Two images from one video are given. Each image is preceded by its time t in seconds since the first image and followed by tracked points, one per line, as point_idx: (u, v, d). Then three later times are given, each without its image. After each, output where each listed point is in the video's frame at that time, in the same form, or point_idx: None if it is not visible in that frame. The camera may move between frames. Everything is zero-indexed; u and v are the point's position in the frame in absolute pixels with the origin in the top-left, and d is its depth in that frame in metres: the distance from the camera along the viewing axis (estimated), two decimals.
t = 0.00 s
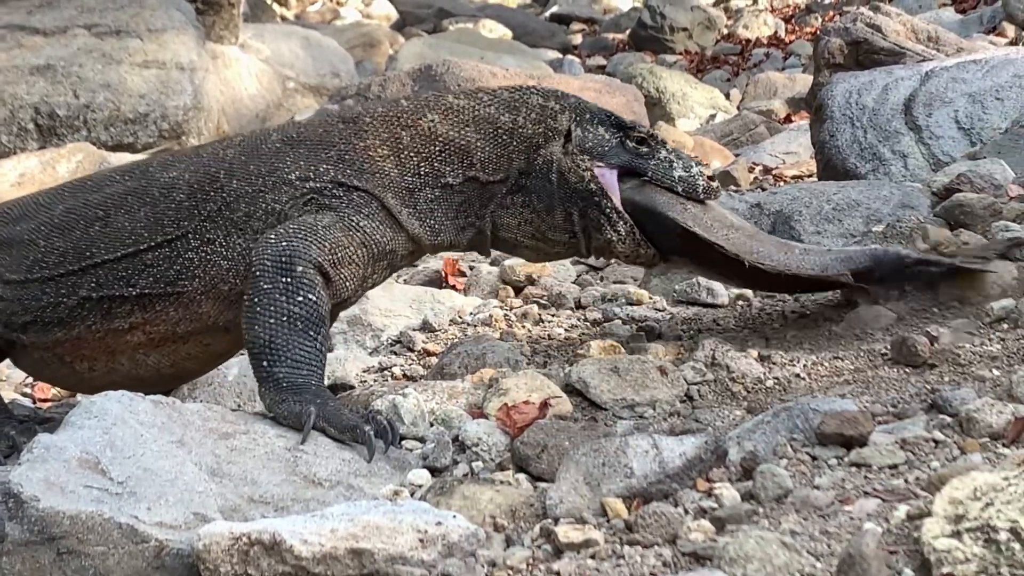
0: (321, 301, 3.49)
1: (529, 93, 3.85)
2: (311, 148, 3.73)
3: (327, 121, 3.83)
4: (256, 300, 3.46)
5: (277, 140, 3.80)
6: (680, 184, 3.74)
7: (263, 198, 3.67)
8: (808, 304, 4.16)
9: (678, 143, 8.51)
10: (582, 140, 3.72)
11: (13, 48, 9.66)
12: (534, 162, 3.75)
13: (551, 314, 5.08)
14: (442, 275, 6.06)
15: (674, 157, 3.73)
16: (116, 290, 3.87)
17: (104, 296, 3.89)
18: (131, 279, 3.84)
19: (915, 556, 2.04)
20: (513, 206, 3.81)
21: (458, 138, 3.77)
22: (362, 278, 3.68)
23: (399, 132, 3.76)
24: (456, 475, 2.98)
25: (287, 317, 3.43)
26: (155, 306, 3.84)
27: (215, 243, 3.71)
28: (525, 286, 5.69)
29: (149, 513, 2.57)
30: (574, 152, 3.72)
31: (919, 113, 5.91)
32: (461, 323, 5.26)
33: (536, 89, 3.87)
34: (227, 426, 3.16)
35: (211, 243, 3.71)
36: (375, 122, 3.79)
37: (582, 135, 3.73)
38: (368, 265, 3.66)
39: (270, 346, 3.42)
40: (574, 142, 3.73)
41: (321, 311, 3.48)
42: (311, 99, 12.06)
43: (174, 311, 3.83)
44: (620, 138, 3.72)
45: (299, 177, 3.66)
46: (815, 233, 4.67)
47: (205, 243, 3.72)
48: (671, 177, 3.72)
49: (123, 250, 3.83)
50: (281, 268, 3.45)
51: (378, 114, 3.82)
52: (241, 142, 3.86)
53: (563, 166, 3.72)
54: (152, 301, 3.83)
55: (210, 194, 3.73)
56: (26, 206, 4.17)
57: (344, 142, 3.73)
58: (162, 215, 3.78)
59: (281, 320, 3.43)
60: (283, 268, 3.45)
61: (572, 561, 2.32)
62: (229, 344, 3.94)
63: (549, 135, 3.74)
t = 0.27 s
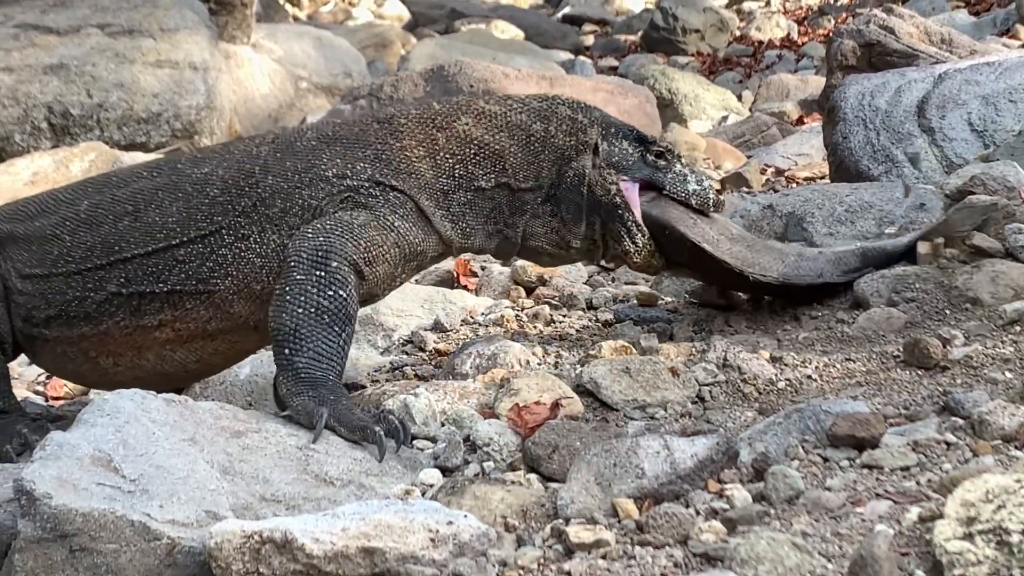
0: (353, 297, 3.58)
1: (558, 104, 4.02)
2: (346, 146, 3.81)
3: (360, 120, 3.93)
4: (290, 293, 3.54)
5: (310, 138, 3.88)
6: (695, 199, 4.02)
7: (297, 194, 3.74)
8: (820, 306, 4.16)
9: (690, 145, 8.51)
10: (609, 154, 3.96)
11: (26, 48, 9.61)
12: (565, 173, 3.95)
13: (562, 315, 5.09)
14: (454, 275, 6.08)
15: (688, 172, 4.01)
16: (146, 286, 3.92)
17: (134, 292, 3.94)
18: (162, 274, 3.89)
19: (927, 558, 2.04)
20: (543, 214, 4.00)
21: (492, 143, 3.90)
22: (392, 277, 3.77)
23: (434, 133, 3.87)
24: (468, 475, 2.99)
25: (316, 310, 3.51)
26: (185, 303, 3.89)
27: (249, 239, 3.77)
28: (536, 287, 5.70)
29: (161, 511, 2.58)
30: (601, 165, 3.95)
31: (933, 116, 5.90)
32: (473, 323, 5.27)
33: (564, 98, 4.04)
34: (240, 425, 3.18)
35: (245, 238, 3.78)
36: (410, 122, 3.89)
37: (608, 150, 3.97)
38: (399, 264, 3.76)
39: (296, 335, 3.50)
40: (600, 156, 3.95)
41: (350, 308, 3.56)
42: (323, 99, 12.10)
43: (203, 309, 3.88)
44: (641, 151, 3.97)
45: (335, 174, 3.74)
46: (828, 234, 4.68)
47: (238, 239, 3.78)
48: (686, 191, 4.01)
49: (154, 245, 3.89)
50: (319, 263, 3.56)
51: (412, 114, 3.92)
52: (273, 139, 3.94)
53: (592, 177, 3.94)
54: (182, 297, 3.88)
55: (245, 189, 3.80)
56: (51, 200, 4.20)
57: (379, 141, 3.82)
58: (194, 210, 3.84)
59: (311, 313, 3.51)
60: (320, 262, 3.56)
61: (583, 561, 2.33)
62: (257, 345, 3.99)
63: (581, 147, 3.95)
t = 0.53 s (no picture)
0: (367, 297, 3.61)
1: (575, 118, 4.05)
2: (360, 149, 3.85)
3: (374, 124, 3.97)
4: (305, 291, 3.55)
5: (326, 139, 3.91)
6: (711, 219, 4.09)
7: (312, 194, 3.77)
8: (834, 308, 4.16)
9: (704, 146, 8.50)
10: (628, 173, 4.01)
11: (42, 48, 9.69)
12: (582, 190, 3.98)
13: (576, 316, 5.10)
14: (467, 275, 6.09)
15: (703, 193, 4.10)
16: (160, 282, 3.93)
17: (147, 287, 3.95)
18: (176, 270, 3.90)
19: (940, 561, 2.04)
20: (557, 229, 4.03)
21: (509, 155, 3.92)
22: (404, 281, 3.81)
23: (449, 140, 3.90)
24: (481, 475, 3.00)
25: (331, 309, 3.52)
26: (198, 300, 3.90)
27: (262, 237, 3.79)
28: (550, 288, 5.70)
29: (175, 510, 2.59)
30: (621, 185, 4.01)
31: (947, 118, 5.88)
32: (487, 324, 5.29)
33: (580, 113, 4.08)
34: (253, 424, 3.20)
35: (258, 237, 3.79)
36: (425, 127, 3.92)
37: (627, 169, 4.02)
38: (410, 270, 3.80)
39: (310, 333, 3.50)
40: (620, 175, 4.01)
41: (363, 308, 3.58)
42: (337, 100, 12.14)
43: (217, 306, 3.90)
44: (659, 171, 4.05)
45: (350, 176, 3.78)
46: (841, 236, 4.68)
47: (253, 236, 3.80)
48: (703, 212, 4.08)
49: (168, 240, 3.90)
50: (334, 263, 3.58)
51: (428, 120, 3.96)
52: (288, 139, 3.97)
53: (611, 196, 3.99)
54: (196, 295, 3.90)
55: (260, 188, 3.82)
56: (64, 194, 4.22)
57: (395, 145, 3.86)
58: (208, 207, 3.86)
59: (326, 312, 3.52)
60: (336, 261, 3.58)
61: (596, 562, 2.34)
62: (269, 339, 4.04)
63: (598, 165, 3.98)
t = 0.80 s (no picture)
0: (371, 300, 3.63)
1: (583, 129, 4.11)
2: (367, 153, 3.86)
3: (381, 129, 3.98)
4: (308, 293, 3.56)
5: (333, 144, 3.92)
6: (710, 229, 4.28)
7: (318, 198, 3.78)
8: (848, 309, 4.15)
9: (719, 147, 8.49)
10: (641, 184, 4.11)
11: (57, 48, 9.65)
12: (593, 199, 4.03)
13: (590, 317, 5.10)
14: (482, 276, 6.11)
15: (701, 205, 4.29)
16: (163, 283, 3.94)
17: (150, 289, 3.97)
18: (179, 272, 3.91)
19: (954, 563, 2.04)
20: (565, 238, 4.05)
21: (517, 164, 3.95)
22: (406, 286, 3.84)
23: (457, 149, 3.92)
24: (494, 476, 3.01)
25: (338, 310, 3.54)
26: (201, 301, 3.93)
27: (266, 240, 3.81)
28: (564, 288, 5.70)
29: (188, 510, 2.60)
30: (636, 194, 4.08)
31: (962, 119, 5.85)
32: (500, 325, 5.30)
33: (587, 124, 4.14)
34: (266, 424, 3.22)
35: (262, 240, 3.81)
36: (431, 135, 3.94)
37: (638, 178, 4.12)
38: (413, 273, 3.83)
39: (316, 334, 3.52)
40: (634, 185, 4.09)
41: (367, 310, 3.61)
42: (351, 101, 12.18)
43: (219, 307, 3.93)
44: (665, 182, 4.19)
45: (354, 180, 3.79)
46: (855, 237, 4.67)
47: (256, 240, 3.82)
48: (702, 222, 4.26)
49: (171, 241, 3.91)
50: (339, 263, 3.59)
51: (435, 128, 3.97)
52: (294, 143, 3.98)
53: (624, 206, 4.05)
54: (200, 297, 3.92)
55: (264, 191, 3.84)
56: (70, 193, 4.24)
57: (401, 152, 3.87)
58: (213, 208, 3.87)
59: (332, 313, 3.54)
60: (340, 262, 3.59)
61: (609, 563, 2.34)
62: (271, 339, 4.08)
63: (609, 175, 4.05)
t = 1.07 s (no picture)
0: (382, 302, 3.63)
1: (594, 136, 4.19)
2: (383, 160, 3.89)
3: (397, 138, 4.01)
4: (320, 293, 3.56)
5: (348, 151, 3.95)
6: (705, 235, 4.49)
7: (333, 203, 3.80)
8: (863, 310, 4.14)
9: (734, 148, 8.48)
10: (653, 188, 4.24)
11: (73, 49, 9.73)
12: (606, 202, 4.10)
13: (604, 317, 5.11)
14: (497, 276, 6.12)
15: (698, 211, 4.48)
16: (174, 287, 3.94)
17: (160, 292, 3.96)
18: (190, 275, 3.91)
19: (970, 563, 2.03)
20: (577, 240, 4.11)
21: (532, 167, 3.99)
22: (417, 292, 3.85)
23: (473, 156, 3.95)
24: (509, 475, 3.02)
25: (349, 311, 3.54)
26: (211, 306, 3.92)
27: (280, 245, 3.82)
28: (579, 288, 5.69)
29: (204, 509, 2.62)
30: (648, 198, 4.19)
31: (978, 118, 5.87)
32: (515, 325, 5.31)
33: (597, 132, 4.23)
34: (282, 424, 3.24)
35: (276, 243, 3.82)
36: (447, 142, 3.97)
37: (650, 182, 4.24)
38: (424, 279, 3.83)
39: (329, 335, 3.52)
40: (646, 188, 4.19)
41: (379, 312, 3.60)
42: (366, 101, 12.21)
43: (229, 312, 3.92)
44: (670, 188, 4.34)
45: (369, 185, 3.81)
46: (871, 238, 4.68)
47: (270, 245, 3.83)
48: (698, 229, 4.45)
49: (185, 245, 3.92)
50: (352, 263, 3.59)
51: (451, 135, 4.02)
52: (310, 151, 4.01)
53: (634, 209, 4.14)
54: (210, 301, 3.92)
55: (279, 196, 3.86)
56: (83, 196, 4.26)
57: (416, 159, 3.90)
58: (227, 213, 3.90)
59: (345, 313, 3.53)
60: (353, 262, 3.59)
61: (623, 563, 2.35)
62: (280, 346, 4.08)
63: (622, 178, 4.14)
